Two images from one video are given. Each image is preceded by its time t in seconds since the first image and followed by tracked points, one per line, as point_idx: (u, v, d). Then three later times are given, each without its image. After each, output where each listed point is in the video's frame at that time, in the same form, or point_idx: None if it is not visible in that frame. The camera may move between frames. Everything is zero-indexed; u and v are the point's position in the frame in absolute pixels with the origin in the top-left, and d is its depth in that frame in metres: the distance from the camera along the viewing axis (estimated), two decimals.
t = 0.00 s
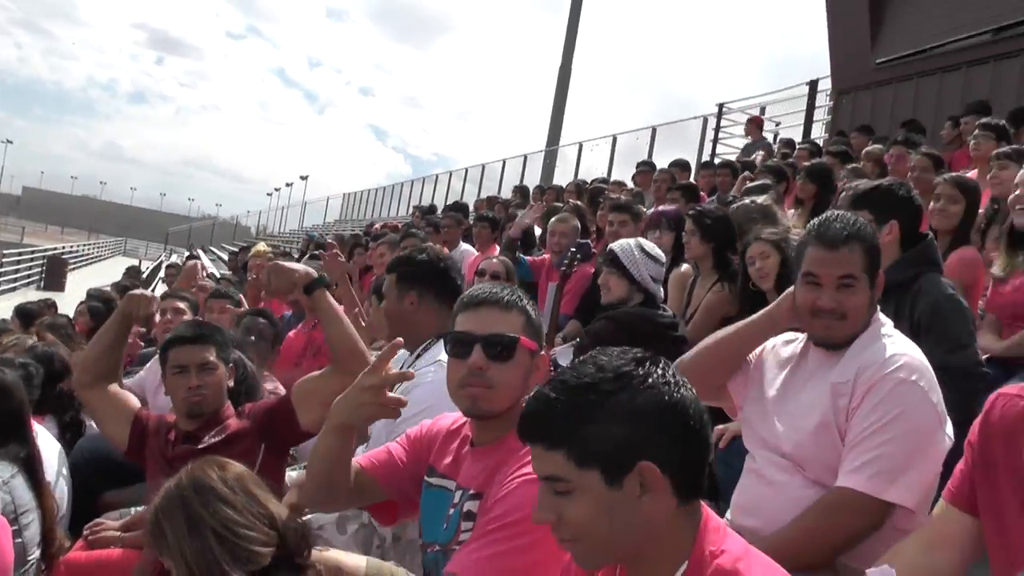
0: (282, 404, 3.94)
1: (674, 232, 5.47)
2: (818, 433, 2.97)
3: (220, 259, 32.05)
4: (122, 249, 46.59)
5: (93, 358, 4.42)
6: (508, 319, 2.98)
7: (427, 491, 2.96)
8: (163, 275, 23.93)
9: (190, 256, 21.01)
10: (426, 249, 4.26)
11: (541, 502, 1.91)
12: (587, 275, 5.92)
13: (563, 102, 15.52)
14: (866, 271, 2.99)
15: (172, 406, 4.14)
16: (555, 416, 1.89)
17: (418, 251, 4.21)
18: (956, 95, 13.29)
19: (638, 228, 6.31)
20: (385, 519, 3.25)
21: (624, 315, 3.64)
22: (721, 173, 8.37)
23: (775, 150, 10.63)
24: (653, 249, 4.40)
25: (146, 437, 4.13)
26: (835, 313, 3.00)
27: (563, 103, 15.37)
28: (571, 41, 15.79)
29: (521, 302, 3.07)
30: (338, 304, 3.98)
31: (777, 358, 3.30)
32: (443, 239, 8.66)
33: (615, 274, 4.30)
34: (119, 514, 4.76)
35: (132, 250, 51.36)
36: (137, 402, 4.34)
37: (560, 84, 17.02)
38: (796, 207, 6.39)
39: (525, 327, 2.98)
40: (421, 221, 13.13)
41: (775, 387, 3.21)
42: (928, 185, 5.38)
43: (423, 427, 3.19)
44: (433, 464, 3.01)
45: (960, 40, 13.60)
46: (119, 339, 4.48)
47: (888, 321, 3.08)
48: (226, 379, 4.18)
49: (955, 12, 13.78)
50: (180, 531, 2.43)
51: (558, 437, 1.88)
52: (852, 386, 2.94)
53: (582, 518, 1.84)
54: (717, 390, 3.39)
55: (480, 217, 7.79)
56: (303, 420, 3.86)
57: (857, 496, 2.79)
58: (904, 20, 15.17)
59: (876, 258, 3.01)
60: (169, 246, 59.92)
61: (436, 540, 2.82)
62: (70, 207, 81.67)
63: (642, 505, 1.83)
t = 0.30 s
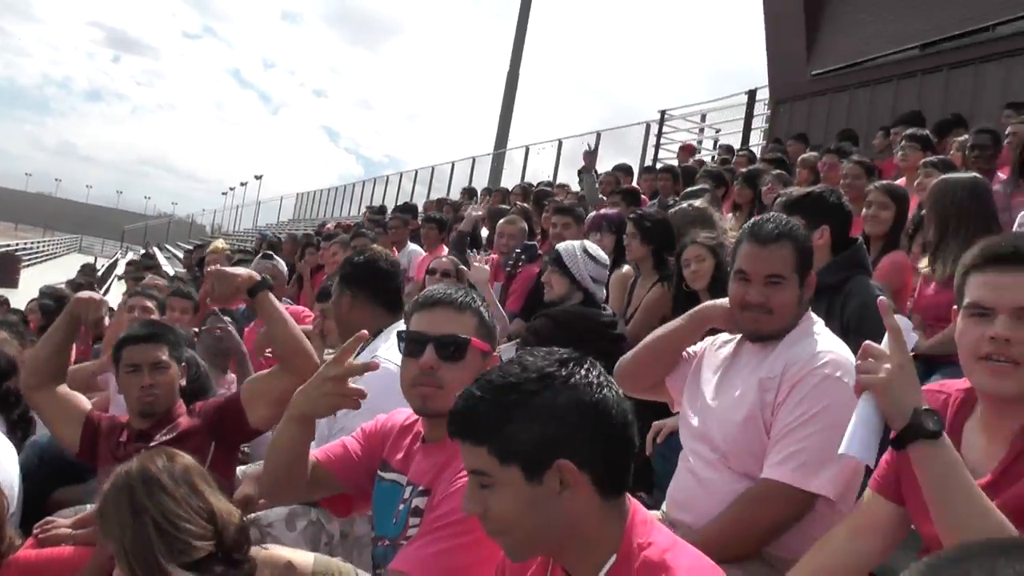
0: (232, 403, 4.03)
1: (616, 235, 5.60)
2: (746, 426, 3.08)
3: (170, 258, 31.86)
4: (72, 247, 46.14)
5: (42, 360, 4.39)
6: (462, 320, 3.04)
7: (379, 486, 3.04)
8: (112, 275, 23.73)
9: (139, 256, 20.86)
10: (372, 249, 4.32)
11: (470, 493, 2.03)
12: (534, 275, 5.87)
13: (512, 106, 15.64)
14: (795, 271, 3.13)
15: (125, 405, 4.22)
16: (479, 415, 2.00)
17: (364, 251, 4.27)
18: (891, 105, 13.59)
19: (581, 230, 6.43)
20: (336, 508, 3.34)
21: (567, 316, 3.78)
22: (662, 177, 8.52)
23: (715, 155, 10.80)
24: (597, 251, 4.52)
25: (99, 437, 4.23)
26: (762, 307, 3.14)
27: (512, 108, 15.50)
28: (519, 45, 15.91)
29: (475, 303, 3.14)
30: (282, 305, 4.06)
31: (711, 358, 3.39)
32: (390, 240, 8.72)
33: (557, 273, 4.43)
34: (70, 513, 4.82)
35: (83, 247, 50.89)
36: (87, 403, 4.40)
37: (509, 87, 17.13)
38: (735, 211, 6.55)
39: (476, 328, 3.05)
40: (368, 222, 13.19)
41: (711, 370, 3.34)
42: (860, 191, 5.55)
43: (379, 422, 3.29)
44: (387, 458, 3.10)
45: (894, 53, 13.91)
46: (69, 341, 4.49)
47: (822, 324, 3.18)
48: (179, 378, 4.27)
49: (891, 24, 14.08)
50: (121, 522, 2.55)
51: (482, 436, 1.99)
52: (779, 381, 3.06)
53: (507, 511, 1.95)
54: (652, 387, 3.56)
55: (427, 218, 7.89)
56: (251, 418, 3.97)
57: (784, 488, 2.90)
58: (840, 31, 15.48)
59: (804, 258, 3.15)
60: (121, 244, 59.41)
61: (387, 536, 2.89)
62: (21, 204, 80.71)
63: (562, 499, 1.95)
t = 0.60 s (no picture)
0: (188, 409, 4.11)
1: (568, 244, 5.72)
2: (691, 428, 3.14)
3: (132, 263, 31.75)
4: (33, 251, 45.80)
5: None
6: (412, 329, 3.08)
7: (333, 492, 3.10)
8: (76, 278, 23.63)
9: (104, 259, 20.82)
10: (325, 255, 4.44)
11: (421, 472, 2.18)
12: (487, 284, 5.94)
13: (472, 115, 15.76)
14: (735, 277, 3.18)
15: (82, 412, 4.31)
16: (422, 401, 2.15)
17: (315, 258, 4.38)
18: (831, 120, 13.78)
19: (535, 239, 6.55)
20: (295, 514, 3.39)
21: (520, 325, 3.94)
22: (615, 186, 8.65)
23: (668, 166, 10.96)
24: (547, 259, 4.62)
25: (57, 446, 4.33)
26: (698, 308, 3.22)
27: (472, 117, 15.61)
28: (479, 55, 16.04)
29: (429, 313, 3.17)
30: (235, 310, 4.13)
31: (658, 365, 3.47)
32: (349, 247, 8.80)
33: (508, 281, 4.54)
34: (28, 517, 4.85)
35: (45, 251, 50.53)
36: (43, 412, 4.48)
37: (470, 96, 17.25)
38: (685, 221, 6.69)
39: (426, 339, 3.08)
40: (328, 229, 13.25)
41: (658, 381, 3.40)
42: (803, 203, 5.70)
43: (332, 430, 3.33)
44: (344, 466, 3.14)
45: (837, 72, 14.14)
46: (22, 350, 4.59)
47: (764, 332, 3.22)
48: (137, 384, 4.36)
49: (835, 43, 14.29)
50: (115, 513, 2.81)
51: (422, 420, 2.13)
52: (722, 387, 3.10)
53: (434, 493, 2.11)
54: (602, 397, 3.67)
55: (385, 226, 7.98)
56: (207, 423, 4.05)
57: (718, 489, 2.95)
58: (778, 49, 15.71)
59: (745, 266, 3.20)
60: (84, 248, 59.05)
61: (342, 541, 2.97)
62: None
63: (476, 496, 2.05)
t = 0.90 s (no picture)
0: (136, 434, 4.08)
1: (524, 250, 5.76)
2: (643, 431, 3.16)
3: (91, 266, 31.55)
4: None
5: None
6: (340, 344, 2.93)
7: (274, 518, 2.90)
8: (33, 282, 23.41)
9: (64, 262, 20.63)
10: (281, 261, 4.47)
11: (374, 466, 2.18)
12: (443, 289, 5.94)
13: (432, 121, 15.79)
14: (682, 293, 3.22)
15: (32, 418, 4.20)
16: (377, 396, 2.16)
17: (276, 264, 4.41)
18: (786, 130, 13.92)
19: (493, 244, 6.59)
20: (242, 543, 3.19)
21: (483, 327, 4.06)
22: (572, 193, 8.70)
23: (625, 175, 11.03)
24: (491, 261, 4.65)
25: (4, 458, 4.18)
26: (645, 319, 3.27)
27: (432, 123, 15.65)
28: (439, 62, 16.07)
29: (358, 327, 3.02)
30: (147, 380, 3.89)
31: (612, 369, 3.49)
32: (308, 253, 8.79)
33: (457, 291, 4.55)
34: None
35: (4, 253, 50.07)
36: None
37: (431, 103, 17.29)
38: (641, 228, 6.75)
39: (354, 353, 2.94)
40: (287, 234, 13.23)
41: (612, 383, 3.41)
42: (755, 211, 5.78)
43: (266, 455, 3.10)
44: (283, 489, 2.93)
45: (788, 83, 14.25)
46: None
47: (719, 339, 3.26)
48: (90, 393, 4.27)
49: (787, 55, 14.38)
50: (77, 530, 2.98)
51: (376, 414, 2.15)
52: (674, 391, 3.13)
53: (385, 486, 2.11)
54: (555, 404, 3.67)
55: (343, 231, 8.00)
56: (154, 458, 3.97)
57: (668, 490, 2.96)
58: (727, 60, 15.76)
59: (695, 283, 3.23)
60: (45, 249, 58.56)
61: (284, 563, 2.79)
62: None
63: (427, 492, 2.05)
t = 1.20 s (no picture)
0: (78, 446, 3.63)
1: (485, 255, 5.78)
2: (600, 436, 3.07)
3: (51, 267, 31.23)
4: None
5: None
6: (262, 351, 2.86)
7: (211, 530, 2.78)
8: None
9: (25, 262, 20.45)
10: (241, 265, 4.46)
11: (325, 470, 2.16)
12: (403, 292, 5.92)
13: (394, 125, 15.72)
14: (652, 293, 3.12)
15: None
16: (331, 396, 2.14)
17: (237, 268, 4.41)
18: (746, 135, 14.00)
19: (453, 248, 6.59)
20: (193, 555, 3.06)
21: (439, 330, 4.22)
22: (533, 196, 8.72)
23: (587, 178, 11.06)
24: (453, 265, 4.63)
25: None
26: (616, 322, 3.13)
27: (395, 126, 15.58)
28: (402, 65, 16.01)
29: (282, 333, 2.95)
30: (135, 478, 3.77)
31: (568, 377, 3.41)
32: (268, 256, 8.74)
33: (416, 292, 4.58)
34: None
35: None
36: None
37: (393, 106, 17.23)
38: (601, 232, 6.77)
39: (279, 359, 2.86)
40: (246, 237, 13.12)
41: (568, 391, 3.33)
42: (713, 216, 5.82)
43: (206, 466, 2.96)
44: (221, 501, 2.81)
45: (750, 89, 14.32)
46: None
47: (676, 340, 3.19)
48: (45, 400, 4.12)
49: (746, 60, 14.44)
50: (25, 544, 2.87)
51: (330, 415, 2.13)
52: (632, 393, 3.04)
53: (341, 486, 2.10)
54: (515, 413, 3.63)
55: (302, 234, 7.96)
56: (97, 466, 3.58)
57: (625, 491, 2.89)
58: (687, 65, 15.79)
59: (662, 283, 3.14)
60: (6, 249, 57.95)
61: None
62: None
63: (383, 490, 2.05)
